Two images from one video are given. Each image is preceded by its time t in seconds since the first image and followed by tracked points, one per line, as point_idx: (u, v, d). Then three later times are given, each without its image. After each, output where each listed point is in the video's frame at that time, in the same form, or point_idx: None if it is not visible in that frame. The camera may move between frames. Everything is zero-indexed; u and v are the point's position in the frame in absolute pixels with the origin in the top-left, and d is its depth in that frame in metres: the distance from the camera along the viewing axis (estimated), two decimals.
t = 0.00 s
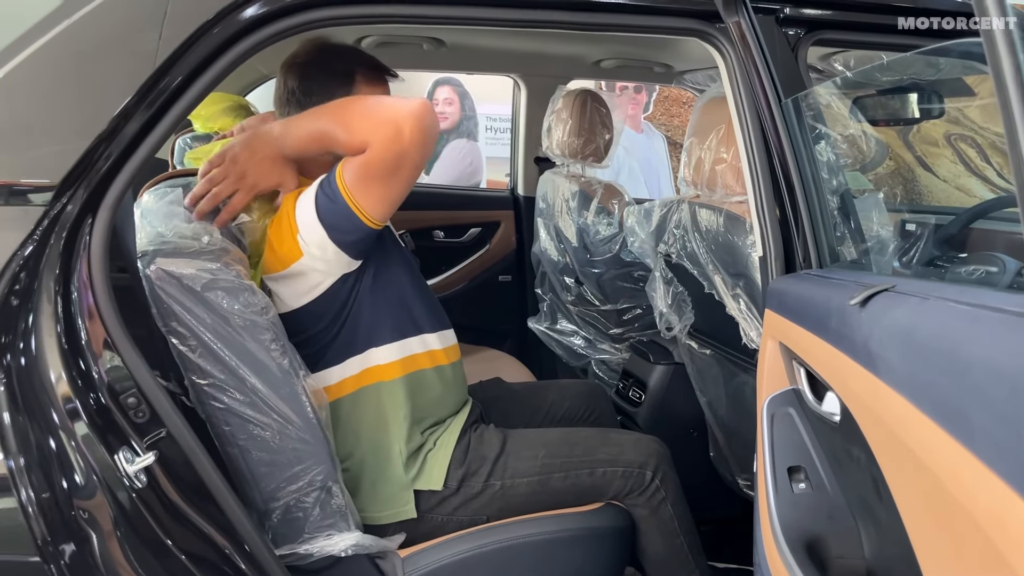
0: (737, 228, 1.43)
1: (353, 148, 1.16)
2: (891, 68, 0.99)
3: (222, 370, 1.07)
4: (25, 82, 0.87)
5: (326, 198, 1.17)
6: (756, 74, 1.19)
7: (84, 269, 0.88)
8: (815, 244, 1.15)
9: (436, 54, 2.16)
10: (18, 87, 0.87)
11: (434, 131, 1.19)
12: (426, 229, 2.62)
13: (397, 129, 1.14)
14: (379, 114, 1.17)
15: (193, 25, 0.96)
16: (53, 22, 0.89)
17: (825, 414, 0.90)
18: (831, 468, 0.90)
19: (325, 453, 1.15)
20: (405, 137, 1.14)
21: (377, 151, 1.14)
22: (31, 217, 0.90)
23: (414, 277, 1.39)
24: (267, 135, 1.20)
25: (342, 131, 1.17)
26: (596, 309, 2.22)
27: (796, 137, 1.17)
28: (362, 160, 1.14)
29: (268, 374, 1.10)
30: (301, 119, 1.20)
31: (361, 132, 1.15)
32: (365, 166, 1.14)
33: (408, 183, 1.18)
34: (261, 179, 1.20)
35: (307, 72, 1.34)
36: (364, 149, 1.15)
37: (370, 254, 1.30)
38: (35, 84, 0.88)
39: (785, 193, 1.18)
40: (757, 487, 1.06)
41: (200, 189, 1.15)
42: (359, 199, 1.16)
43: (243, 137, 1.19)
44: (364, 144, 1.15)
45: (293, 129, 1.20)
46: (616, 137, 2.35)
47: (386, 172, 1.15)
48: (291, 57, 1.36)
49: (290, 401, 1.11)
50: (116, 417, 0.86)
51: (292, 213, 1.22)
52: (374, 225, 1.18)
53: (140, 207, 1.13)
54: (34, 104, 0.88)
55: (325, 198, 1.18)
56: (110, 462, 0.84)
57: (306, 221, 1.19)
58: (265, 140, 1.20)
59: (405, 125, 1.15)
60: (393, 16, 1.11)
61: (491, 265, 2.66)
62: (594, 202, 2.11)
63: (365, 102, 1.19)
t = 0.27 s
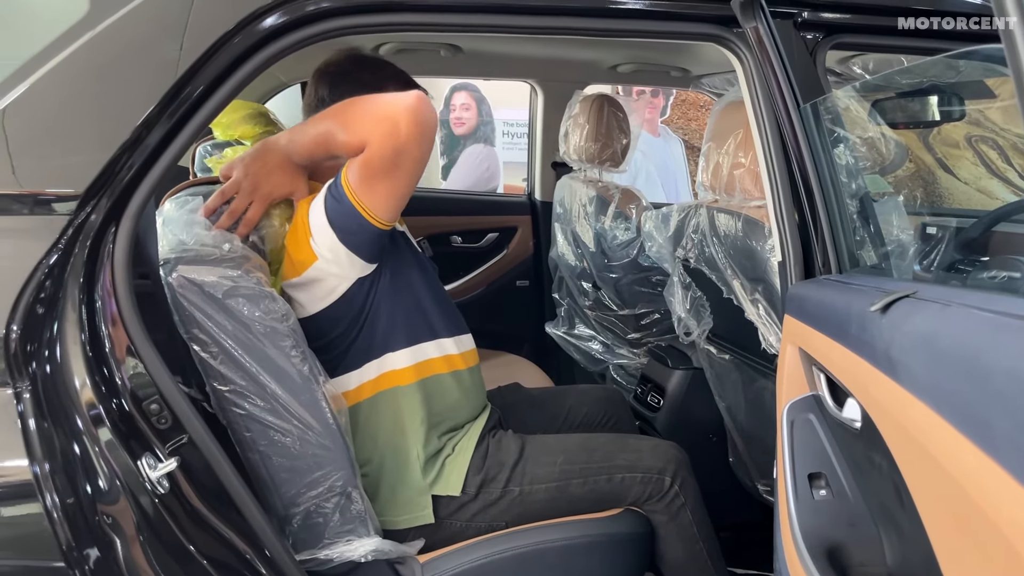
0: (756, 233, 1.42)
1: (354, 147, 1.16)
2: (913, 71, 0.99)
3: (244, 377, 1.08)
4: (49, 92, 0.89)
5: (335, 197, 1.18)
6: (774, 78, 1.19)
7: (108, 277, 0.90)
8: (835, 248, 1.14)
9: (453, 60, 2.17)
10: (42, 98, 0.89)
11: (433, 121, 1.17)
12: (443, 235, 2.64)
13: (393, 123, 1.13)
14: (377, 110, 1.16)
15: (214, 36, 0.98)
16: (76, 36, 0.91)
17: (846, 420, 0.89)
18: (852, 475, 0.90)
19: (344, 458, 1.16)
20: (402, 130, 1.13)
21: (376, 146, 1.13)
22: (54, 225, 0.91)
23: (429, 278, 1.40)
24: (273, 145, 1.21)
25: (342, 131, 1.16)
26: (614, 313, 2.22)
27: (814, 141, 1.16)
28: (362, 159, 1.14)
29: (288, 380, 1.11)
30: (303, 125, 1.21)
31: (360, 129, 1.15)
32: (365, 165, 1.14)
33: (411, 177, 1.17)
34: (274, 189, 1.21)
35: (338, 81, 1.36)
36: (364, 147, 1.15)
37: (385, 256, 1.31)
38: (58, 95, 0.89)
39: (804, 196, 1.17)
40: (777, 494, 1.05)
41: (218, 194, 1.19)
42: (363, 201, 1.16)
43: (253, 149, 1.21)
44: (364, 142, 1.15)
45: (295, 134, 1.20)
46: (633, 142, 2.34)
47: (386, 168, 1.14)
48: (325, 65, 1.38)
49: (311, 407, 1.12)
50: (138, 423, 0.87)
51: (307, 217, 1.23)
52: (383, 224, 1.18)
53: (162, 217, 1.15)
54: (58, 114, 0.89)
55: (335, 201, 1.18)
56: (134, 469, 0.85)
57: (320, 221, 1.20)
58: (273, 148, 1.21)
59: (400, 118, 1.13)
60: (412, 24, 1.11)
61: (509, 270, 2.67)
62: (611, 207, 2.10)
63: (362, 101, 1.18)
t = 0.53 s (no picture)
0: (761, 233, 1.42)
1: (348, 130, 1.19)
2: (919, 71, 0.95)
3: (247, 380, 1.08)
4: (51, 97, 0.90)
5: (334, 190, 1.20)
6: (778, 79, 1.18)
7: (110, 278, 0.90)
8: (840, 248, 1.13)
9: (458, 62, 2.18)
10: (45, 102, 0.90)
11: (422, 101, 1.21)
12: (450, 236, 2.64)
13: (385, 104, 1.18)
14: (367, 96, 1.20)
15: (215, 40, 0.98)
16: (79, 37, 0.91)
17: (849, 421, 0.88)
18: (857, 478, 0.88)
19: (348, 460, 1.16)
20: (394, 109, 1.17)
21: (370, 127, 1.17)
22: (56, 228, 0.93)
23: (433, 279, 1.41)
24: (268, 136, 1.20)
25: (336, 120, 1.20)
26: (621, 314, 2.22)
27: (819, 141, 1.15)
28: (358, 142, 1.18)
29: (292, 384, 1.11)
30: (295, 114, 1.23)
31: (354, 114, 1.19)
32: (361, 149, 1.17)
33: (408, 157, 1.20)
34: (271, 179, 1.19)
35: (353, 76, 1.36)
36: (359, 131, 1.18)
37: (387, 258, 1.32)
38: (62, 99, 0.90)
39: (810, 202, 1.16)
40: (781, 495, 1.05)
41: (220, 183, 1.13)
42: (363, 189, 1.19)
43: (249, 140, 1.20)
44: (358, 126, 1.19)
45: (288, 123, 1.22)
46: (639, 141, 2.34)
47: (382, 148, 1.17)
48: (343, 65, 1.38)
49: (314, 410, 1.13)
50: (141, 427, 0.87)
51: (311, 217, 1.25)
52: (386, 214, 1.21)
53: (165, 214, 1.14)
54: (60, 119, 0.90)
55: (338, 197, 1.20)
56: (136, 472, 0.85)
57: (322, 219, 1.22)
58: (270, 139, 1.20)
59: (392, 99, 1.18)
60: (413, 26, 1.11)
61: (516, 271, 2.67)
62: (617, 208, 2.10)
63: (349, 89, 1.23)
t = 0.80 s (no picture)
0: (765, 231, 1.41)
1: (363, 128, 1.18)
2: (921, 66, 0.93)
3: (245, 380, 1.09)
4: (50, 96, 0.90)
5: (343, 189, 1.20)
6: (778, 75, 1.17)
7: (106, 276, 0.91)
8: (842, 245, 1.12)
9: (462, 61, 2.17)
10: (43, 101, 0.90)
11: (440, 115, 1.19)
12: (455, 236, 2.64)
13: (404, 114, 1.15)
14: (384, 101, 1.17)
15: (210, 41, 0.98)
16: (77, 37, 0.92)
17: (851, 421, 0.87)
18: (858, 478, 0.87)
19: (348, 461, 1.16)
20: (413, 121, 1.15)
21: (387, 134, 1.15)
22: (52, 229, 0.92)
23: (430, 283, 1.40)
24: (271, 79, 1.20)
25: (351, 105, 1.18)
26: (626, 314, 2.21)
27: (820, 137, 1.14)
28: (373, 146, 1.16)
29: (290, 385, 1.11)
30: (313, 80, 1.19)
31: (371, 112, 1.17)
32: (375, 155, 1.16)
33: (420, 167, 1.19)
34: (256, 121, 1.20)
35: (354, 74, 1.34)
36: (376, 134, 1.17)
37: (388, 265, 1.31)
38: (61, 98, 0.90)
39: (811, 200, 1.15)
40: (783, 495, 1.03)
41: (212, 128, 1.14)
42: (374, 199, 1.17)
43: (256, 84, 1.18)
44: (376, 128, 1.17)
45: (305, 89, 1.19)
46: (643, 140, 2.33)
47: (397, 158, 1.16)
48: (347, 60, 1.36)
49: (313, 410, 1.12)
50: (138, 428, 0.88)
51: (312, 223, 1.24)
52: (393, 225, 1.20)
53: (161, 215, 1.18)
54: (60, 117, 0.90)
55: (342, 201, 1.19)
56: (132, 473, 0.86)
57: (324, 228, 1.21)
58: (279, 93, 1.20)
59: (411, 110, 1.15)
60: (411, 24, 1.11)
61: (521, 271, 2.66)
62: (621, 206, 2.10)
63: (371, 77, 1.19)
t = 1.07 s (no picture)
0: (771, 228, 1.40)
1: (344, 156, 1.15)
2: (934, 58, 0.91)
3: (243, 382, 1.08)
4: (46, 96, 0.89)
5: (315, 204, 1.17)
6: (783, 71, 1.15)
7: (102, 275, 0.90)
8: (850, 242, 1.10)
9: (466, 60, 2.16)
10: (40, 100, 0.88)
11: (422, 163, 1.15)
12: (460, 236, 2.63)
13: (383, 153, 1.12)
14: (371, 133, 1.14)
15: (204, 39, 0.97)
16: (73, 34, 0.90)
17: (858, 422, 0.85)
18: (865, 480, 0.85)
19: (348, 463, 1.15)
20: (390, 162, 1.11)
21: (362, 169, 1.12)
22: (49, 228, 0.92)
23: (404, 291, 1.37)
24: (270, 87, 1.19)
25: (340, 133, 1.16)
26: (632, 313, 2.19)
27: (826, 133, 1.12)
28: (350, 176, 1.13)
29: (289, 386, 1.10)
30: (309, 99, 1.18)
31: (354, 144, 1.14)
32: (351, 184, 1.13)
33: (393, 207, 1.15)
34: (256, 130, 1.19)
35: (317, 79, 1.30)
36: (354, 165, 1.14)
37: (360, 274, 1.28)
38: (57, 97, 0.89)
39: (815, 191, 1.13)
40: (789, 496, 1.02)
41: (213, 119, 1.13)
42: (339, 226, 1.14)
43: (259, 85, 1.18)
44: (356, 160, 1.14)
45: (301, 106, 1.18)
46: (649, 138, 2.31)
47: (368, 195, 1.12)
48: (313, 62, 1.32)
49: (312, 412, 1.11)
50: (135, 430, 0.87)
51: (278, 232, 1.20)
52: (356, 254, 1.16)
53: (157, 216, 1.18)
54: (58, 116, 0.89)
55: (312, 217, 1.16)
56: (128, 477, 0.85)
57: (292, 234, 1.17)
58: (274, 100, 1.19)
59: (391, 150, 1.11)
60: (408, 21, 1.10)
61: (527, 270, 2.65)
62: (627, 205, 2.08)
63: (364, 109, 1.17)
